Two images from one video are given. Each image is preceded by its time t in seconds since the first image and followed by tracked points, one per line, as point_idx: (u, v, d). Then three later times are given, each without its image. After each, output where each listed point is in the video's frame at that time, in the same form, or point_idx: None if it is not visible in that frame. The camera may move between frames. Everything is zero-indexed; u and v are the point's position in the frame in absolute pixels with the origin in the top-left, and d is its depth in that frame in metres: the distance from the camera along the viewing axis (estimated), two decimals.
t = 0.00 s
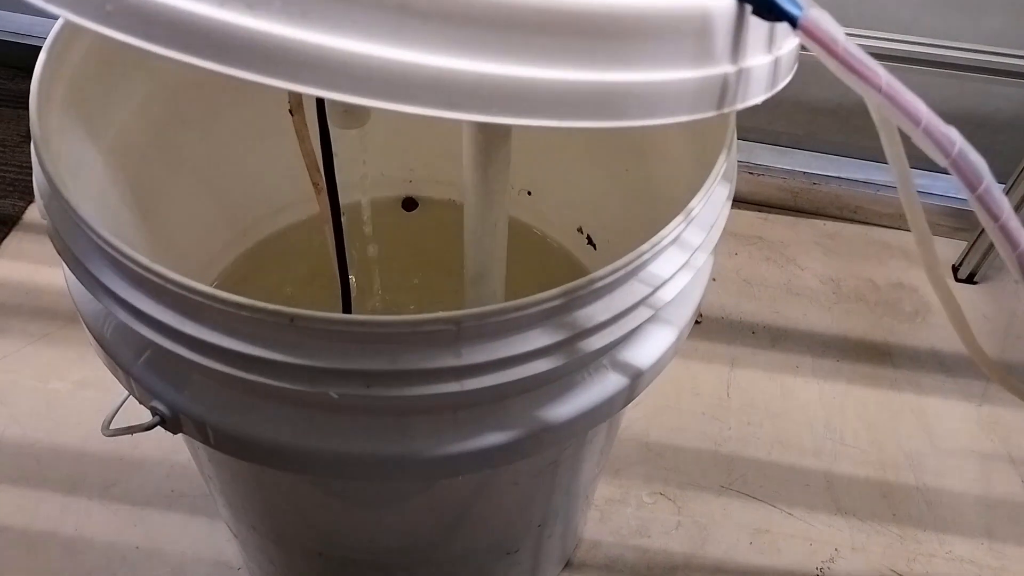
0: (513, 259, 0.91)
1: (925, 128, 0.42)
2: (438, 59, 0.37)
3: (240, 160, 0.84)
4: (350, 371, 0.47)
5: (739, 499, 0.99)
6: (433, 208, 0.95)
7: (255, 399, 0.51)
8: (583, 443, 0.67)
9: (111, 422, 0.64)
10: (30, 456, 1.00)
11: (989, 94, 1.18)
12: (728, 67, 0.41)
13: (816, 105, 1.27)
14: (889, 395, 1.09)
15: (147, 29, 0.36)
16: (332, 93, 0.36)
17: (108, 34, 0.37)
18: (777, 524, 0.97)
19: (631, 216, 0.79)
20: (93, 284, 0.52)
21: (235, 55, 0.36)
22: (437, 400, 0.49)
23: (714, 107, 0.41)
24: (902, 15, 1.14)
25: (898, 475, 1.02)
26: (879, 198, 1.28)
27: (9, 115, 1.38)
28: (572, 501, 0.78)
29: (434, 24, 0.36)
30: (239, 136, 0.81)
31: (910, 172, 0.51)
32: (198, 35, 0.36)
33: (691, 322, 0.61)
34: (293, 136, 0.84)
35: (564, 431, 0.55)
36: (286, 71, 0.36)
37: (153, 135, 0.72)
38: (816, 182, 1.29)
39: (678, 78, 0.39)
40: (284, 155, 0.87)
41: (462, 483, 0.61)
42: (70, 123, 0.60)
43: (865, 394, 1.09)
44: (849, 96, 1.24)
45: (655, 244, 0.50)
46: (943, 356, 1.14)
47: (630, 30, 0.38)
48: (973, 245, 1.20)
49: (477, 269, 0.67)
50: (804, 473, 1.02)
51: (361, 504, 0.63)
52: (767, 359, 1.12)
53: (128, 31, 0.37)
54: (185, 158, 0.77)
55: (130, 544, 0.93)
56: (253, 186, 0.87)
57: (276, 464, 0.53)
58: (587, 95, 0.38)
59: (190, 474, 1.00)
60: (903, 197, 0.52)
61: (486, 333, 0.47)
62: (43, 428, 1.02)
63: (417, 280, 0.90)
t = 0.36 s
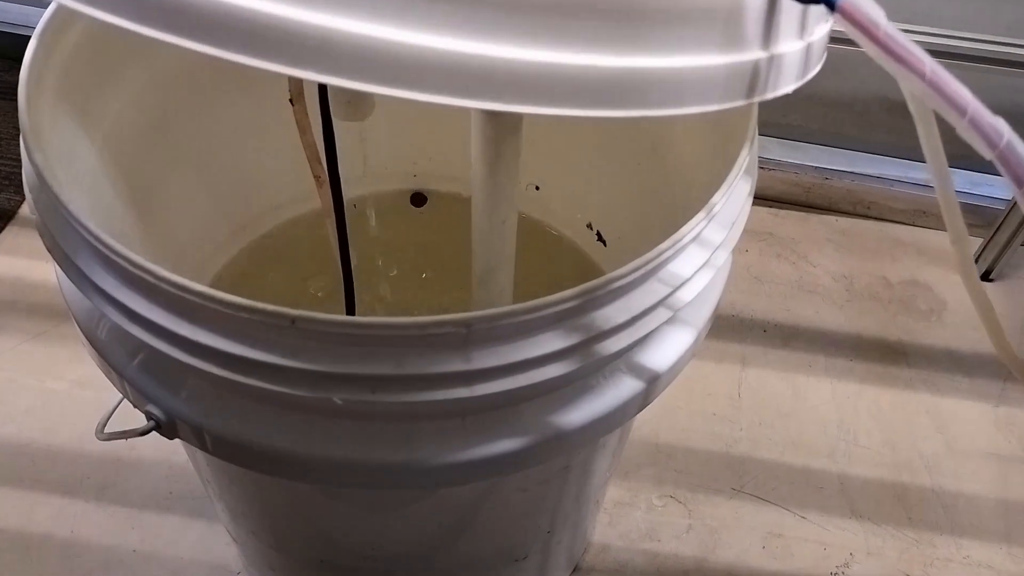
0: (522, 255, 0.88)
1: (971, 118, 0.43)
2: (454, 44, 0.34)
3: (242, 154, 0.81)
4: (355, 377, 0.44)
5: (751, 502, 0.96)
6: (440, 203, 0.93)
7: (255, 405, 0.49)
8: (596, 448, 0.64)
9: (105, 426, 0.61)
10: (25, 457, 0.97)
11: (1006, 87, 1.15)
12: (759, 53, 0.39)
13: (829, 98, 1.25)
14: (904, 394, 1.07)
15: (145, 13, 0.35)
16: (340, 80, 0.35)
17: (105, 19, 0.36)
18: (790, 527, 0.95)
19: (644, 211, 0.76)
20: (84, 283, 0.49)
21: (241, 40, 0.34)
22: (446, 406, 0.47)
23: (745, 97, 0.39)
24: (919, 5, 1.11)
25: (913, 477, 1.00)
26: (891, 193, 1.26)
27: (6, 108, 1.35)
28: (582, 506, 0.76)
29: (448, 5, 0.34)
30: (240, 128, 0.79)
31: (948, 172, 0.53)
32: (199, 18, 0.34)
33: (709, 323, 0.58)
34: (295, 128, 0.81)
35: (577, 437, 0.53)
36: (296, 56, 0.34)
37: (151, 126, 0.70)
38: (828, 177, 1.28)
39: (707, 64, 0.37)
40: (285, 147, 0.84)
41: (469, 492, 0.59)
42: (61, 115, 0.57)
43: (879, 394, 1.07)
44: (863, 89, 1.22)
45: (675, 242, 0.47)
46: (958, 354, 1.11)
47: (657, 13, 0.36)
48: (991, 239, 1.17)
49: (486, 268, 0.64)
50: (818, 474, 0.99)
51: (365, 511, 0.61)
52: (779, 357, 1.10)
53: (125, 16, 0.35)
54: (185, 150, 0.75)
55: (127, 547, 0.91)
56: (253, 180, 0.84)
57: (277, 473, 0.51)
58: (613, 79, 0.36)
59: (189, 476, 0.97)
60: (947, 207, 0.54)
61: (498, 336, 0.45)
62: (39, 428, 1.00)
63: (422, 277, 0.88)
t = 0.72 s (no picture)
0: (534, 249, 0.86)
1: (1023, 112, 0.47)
2: (472, 27, 0.32)
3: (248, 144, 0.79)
4: (364, 378, 0.43)
5: (765, 501, 0.94)
6: (449, 193, 0.91)
7: (258, 405, 0.47)
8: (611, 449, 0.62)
9: (104, 423, 0.59)
10: (25, 451, 0.96)
11: None
12: (794, 37, 0.37)
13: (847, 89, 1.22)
14: (921, 392, 1.05)
15: None
16: (350, 65, 0.33)
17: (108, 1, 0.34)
18: (805, 527, 0.93)
19: (660, 204, 0.74)
20: (81, 278, 0.47)
21: (248, 22, 0.32)
22: (458, 408, 0.45)
23: (779, 84, 0.37)
24: None
25: (931, 477, 0.98)
26: (909, 185, 1.23)
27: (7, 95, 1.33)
28: (594, 507, 0.74)
29: None
30: (245, 117, 0.77)
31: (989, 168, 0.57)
32: None
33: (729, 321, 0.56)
34: (300, 116, 0.79)
35: (592, 439, 0.51)
36: (303, 38, 0.32)
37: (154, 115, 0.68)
38: (845, 169, 1.25)
39: (740, 51, 0.35)
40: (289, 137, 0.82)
41: (480, 495, 0.57)
42: (58, 104, 0.55)
43: (896, 392, 1.05)
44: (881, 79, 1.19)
45: (698, 238, 0.45)
46: (977, 351, 1.09)
47: None
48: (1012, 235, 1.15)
49: (497, 262, 0.62)
50: (833, 474, 0.97)
51: (371, 513, 0.59)
52: (794, 353, 1.07)
53: None
54: (189, 139, 0.73)
55: (128, 544, 0.89)
56: (258, 171, 0.82)
57: (281, 475, 0.49)
58: (641, 66, 0.34)
59: (191, 471, 0.95)
60: (979, 188, 0.58)
61: (512, 336, 0.42)
62: (40, 421, 0.98)
63: (430, 272, 0.86)
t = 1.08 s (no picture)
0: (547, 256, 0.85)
1: None
2: (485, 26, 0.31)
3: (256, 148, 0.78)
4: (370, 392, 0.41)
5: (782, 513, 0.92)
6: (461, 199, 0.89)
7: (261, 419, 0.46)
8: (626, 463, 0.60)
9: (107, 434, 0.58)
10: (31, 458, 0.95)
11: None
12: (823, 39, 0.35)
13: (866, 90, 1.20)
14: (942, 402, 1.02)
15: None
16: (358, 68, 0.31)
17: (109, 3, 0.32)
18: (822, 540, 0.91)
19: (676, 210, 0.72)
20: (81, 287, 0.46)
21: (252, 24, 0.31)
22: (468, 423, 0.43)
23: (806, 87, 0.35)
24: None
25: (952, 488, 0.96)
26: (929, 188, 1.22)
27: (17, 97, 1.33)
28: (607, 520, 0.72)
29: None
30: (253, 121, 0.76)
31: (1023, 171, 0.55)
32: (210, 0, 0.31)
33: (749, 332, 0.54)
34: (309, 119, 0.78)
35: (607, 454, 0.49)
36: (309, 41, 0.31)
37: (159, 118, 0.67)
38: (863, 174, 1.24)
39: (766, 52, 0.34)
40: (297, 140, 0.80)
41: (490, 510, 0.55)
42: (60, 108, 0.54)
43: (916, 401, 1.02)
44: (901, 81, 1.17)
45: (719, 247, 0.43)
46: (999, 360, 1.07)
47: None
48: None
49: (510, 269, 0.60)
50: (851, 485, 0.95)
51: (379, 528, 0.57)
52: (811, 361, 1.05)
53: None
54: (195, 143, 0.72)
55: (135, 553, 0.88)
56: (266, 175, 0.81)
57: (286, 490, 0.48)
58: (662, 68, 0.33)
59: (199, 479, 0.94)
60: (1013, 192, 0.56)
61: (525, 349, 0.41)
62: (46, 426, 0.97)
63: (441, 278, 0.84)
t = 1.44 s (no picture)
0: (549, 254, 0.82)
1: None
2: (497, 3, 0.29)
3: (249, 143, 0.75)
4: (366, 400, 0.39)
5: (787, 521, 0.90)
6: (460, 196, 0.87)
7: (248, 428, 0.43)
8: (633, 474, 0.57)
9: (88, 441, 0.55)
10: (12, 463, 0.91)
11: None
12: (860, 22, 0.32)
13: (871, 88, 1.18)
14: (949, 406, 1.00)
15: None
16: (364, 49, 0.29)
17: None
18: (829, 548, 0.88)
19: (683, 208, 0.70)
20: (58, 287, 0.44)
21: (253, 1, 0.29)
22: (470, 434, 0.40)
23: (841, 75, 0.33)
24: None
25: (960, 495, 0.93)
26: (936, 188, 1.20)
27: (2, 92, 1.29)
28: (610, 530, 0.69)
29: None
30: (245, 114, 0.73)
31: None
32: None
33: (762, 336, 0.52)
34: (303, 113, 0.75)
35: (615, 465, 0.46)
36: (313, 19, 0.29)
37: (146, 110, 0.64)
38: (868, 173, 1.21)
39: (800, 35, 0.31)
40: (291, 134, 0.78)
41: (490, 524, 0.52)
42: (39, 97, 0.51)
43: (923, 406, 1.00)
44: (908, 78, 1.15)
45: (737, 247, 0.41)
46: (1006, 363, 1.04)
47: None
48: None
49: (512, 269, 0.58)
50: (858, 491, 0.93)
51: (372, 543, 0.55)
52: (815, 365, 1.03)
53: None
54: (186, 137, 0.69)
55: (121, 561, 0.84)
56: (259, 170, 0.78)
57: (275, 502, 0.45)
58: (690, 52, 0.30)
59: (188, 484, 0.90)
60: None
61: (531, 355, 0.38)
62: (29, 429, 0.93)
63: (440, 279, 0.81)
